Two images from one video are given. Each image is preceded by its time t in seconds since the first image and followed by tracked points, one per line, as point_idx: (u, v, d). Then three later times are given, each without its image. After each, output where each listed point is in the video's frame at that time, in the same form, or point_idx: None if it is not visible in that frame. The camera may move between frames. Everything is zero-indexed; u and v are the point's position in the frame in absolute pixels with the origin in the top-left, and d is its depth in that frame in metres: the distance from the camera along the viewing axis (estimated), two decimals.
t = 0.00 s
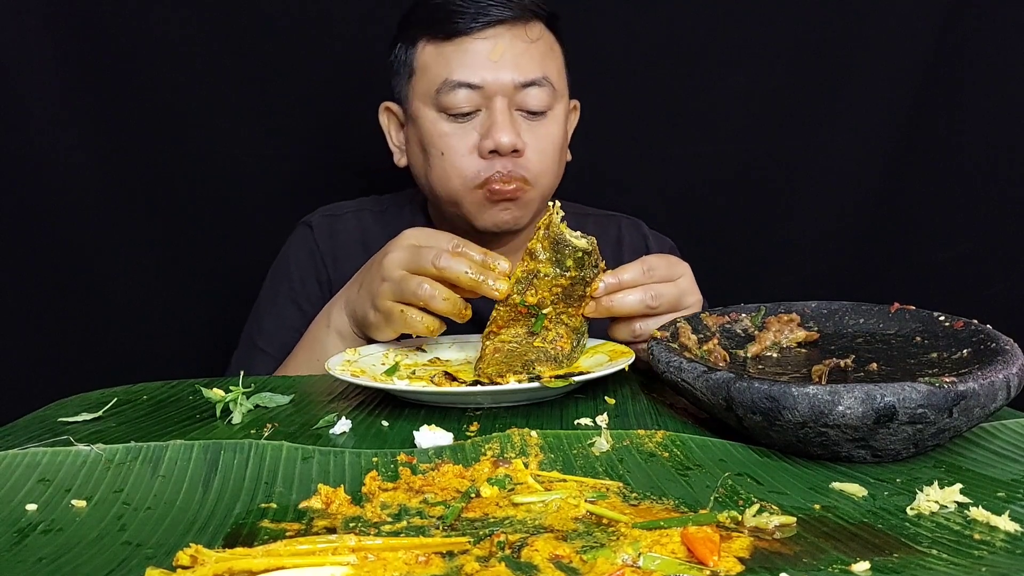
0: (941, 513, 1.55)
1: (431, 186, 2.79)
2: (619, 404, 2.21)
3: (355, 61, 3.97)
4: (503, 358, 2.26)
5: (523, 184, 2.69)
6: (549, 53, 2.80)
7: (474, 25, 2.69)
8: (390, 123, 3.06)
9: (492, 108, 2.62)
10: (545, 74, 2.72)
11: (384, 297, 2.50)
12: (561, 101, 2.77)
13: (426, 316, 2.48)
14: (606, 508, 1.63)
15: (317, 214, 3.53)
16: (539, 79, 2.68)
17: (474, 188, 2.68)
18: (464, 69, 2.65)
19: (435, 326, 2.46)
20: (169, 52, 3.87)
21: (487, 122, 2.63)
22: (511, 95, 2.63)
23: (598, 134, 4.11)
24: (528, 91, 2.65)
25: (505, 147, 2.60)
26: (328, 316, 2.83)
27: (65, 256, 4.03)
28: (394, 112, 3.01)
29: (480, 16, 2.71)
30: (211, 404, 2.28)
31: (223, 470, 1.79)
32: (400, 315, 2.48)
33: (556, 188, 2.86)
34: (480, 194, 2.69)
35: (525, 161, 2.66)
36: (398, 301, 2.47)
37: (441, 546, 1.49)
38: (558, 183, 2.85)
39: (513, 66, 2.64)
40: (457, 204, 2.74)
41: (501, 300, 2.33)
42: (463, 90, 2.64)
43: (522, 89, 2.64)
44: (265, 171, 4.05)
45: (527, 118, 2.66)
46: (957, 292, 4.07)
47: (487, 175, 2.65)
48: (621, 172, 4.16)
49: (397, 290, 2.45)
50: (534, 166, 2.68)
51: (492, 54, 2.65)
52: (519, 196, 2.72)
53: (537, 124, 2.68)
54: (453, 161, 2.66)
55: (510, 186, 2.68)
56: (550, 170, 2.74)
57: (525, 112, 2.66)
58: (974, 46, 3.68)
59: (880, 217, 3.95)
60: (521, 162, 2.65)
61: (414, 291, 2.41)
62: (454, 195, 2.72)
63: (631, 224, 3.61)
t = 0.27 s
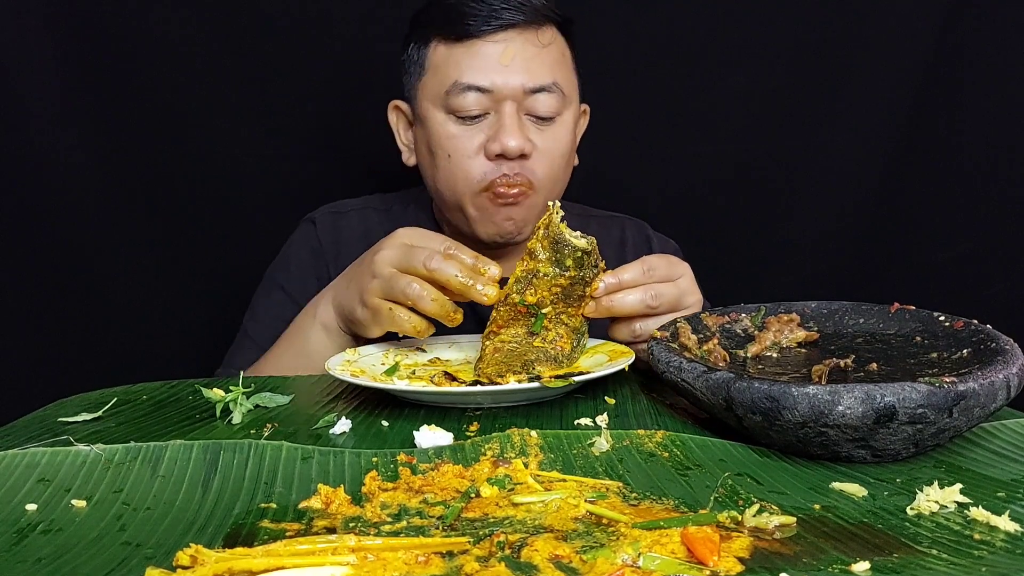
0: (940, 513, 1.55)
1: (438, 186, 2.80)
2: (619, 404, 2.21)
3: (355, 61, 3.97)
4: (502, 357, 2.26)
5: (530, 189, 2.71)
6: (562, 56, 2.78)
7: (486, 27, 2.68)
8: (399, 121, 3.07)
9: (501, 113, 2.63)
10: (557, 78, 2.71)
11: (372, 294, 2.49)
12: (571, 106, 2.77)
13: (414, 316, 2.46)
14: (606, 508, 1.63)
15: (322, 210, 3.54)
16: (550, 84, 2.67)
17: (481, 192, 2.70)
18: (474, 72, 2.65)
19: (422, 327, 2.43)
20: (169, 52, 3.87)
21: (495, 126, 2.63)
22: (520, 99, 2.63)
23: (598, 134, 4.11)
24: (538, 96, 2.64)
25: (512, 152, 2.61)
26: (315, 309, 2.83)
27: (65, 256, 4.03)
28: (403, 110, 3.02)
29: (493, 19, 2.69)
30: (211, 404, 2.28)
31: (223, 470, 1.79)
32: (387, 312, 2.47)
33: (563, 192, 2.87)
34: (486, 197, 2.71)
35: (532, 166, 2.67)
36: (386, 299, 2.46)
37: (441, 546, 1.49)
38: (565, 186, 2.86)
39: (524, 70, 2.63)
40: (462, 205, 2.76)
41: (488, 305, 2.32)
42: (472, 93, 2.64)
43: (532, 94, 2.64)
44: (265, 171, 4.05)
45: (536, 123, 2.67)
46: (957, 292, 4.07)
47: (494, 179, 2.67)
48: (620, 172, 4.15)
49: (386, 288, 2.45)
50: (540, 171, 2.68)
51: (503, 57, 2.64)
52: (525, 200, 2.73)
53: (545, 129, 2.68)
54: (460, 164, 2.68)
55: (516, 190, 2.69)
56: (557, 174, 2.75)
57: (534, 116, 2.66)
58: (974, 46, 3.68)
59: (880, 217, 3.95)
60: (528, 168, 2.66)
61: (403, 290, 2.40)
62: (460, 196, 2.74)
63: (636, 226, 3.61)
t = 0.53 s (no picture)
0: (941, 513, 1.55)
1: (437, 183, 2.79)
2: (619, 404, 2.21)
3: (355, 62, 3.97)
4: (502, 356, 2.25)
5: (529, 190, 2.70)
6: (569, 59, 2.78)
7: (494, 27, 2.69)
8: (405, 116, 3.06)
9: (505, 112, 2.61)
10: (562, 81, 2.70)
11: (348, 277, 2.47)
12: (576, 109, 2.76)
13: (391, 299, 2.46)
14: (606, 508, 1.63)
15: (325, 203, 3.56)
16: (556, 86, 2.67)
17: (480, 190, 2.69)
18: (480, 71, 2.64)
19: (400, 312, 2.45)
20: (169, 52, 3.87)
21: (498, 125, 2.62)
22: (525, 100, 2.62)
23: (598, 134, 4.11)
24: (543, 98, 2.63)
25: (514, 152, 2.60)
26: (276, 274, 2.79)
27: (65, 256, 4.03)
28: (408, 106, 3.02)
29: (501, 19, 2.70)
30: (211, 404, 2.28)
31: (222, 471, 1.79)
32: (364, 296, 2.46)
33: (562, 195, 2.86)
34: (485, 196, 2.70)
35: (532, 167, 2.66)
36: (363, 284, 2.45)
37: (441, 546, 1.49)
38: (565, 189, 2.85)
39: (530, 71, 2.63)
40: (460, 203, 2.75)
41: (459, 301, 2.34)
42: (477, 91, 2.63)
43: (537, 95, 2.63)
44: (265, 171, 4.05)
45: (539, 125, 2.66)
46: (957, 292, 4.07)
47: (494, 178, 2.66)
48: (620, 172, 4.16)
49: (363, 274, 2.44)
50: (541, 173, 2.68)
51: (510, 57, 2.64)
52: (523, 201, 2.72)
53: (548, 131, 2.68)
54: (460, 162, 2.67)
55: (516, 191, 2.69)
56: (557, 176, 2.74)
57: (538, 118, 2.65)
58: (974, 46, 3.68)
59: (880, 217, 3.95)
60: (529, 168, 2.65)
61: (383, 277, 2.40)
62: (458, 194, 2.73)
63: (639, 228, 3.61)
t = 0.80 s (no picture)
0: (941, 513, 1.55)
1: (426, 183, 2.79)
2: (619, 404, 2.21)
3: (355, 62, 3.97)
4: (501, 356, 2.26)
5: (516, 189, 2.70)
6: (557, 58, 2.78)
7: (480, 25, 2.69)
8: (396, 116, 3.07)
9: (490, 111, 2.61)
10: (550, 79, 2.70)
11: (365, 277, 2.45)
12: (565, 108, 2.76)
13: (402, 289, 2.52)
14: (606, 508, 1.63)
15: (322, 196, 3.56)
16: (542, 84, 2.67)
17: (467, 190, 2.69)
18: (465, 69, 2.64)
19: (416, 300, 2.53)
20: (169, 52, 3.87)
21: (483, 124, 2.61)
22: (510, 98, 2.62)
23: (598, 134, 4.11)
24: (529, 96, 2.63)
25: (498, 150, 2.59)
26: (271, 246, 2.67)
27: (65, 256, 4.03)
28: (400, 105, 3.02)
29: (489, 16, 2.70)
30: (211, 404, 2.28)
31: (222, 470, 1.79)
32: (386, 296, 2.48)
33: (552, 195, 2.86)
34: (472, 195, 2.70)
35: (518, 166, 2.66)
36: (382, 282, 2.46)
37: (441, 546, 1.49)
38: (556, 189, 2.85)
39: (516, 69, 2.63)
40: (449, 202, 2.75)
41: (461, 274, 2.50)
42: (462, 89, 2.63)
43: (523, 93, 2.63)
44: (265, 172, 4.05)
45: (525, 123, 2.66)
46: (957, 292, 4.07)
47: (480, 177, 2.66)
48: (621, 172, 4.16)
49: (384, 274, 2.44)
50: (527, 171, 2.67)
51: (495, 55, 2.63)
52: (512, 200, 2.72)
53: (534, 130, 2.67)
54: (446, 162, 2.66)
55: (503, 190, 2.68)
56: (545, 176, 2.73)
57: (524, 116, 2.65)
58: (974, 46, 3.69)
59: (880, 218, 3.95)
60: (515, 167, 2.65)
61: (411, 278, 2.43)
62: (445, 193, 2.72)
63: (636, 227, 3.61)
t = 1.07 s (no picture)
0: (941, 513, 1.55)
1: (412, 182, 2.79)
2: (619, 404, 2.20)
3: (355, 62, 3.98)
4: (502, 356, 2.26)
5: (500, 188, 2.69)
6: (543, 56, 2.77)
7: (465, 23, 2.69)
8: (387, 117, 3.06)
9: (473, 110, 2.60)
10: (535, 78, 2.69)
11: (389, 261, 2.45)
12: (551, 106, 2.75)
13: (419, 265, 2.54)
14: (606, 508, 1.63)
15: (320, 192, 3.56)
16: (526, 83, 2.66)
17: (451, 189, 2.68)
18: (449, 68, 2.64)
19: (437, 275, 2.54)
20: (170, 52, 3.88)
21: (465, 123, 2.61)
22: (494, 97, 2.62)
23: (599, 134, 4.11)
24: (512, 94, 2.63)
25: (480, 150, 2.59)
26: (274, 228, 2.56)
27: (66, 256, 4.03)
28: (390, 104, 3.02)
29: (474, 14, 2.70)
30: (211, 404, 2.28)
31: (222, 471, 1.79)
32: (411, 277, 2.49)
33: (538, 193, 2.85)
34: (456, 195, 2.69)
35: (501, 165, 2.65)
36: (406, 264, 2.46)
37: (441, 546, 1.49)
38: (542, 188, 2.84)
39: (499, 67, 2.62)
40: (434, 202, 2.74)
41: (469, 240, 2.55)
42: (444, 88, 2.62)
43: (507, 92, 2.63)
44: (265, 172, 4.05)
45: (508, 122, 2.65)
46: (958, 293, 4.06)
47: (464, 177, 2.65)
48: (621, 172, 4.16)
49: (409, 257, 2.44)
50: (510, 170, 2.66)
51: (478, 54, 2.63)
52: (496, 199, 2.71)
53: (518, 129, 2.66)
54: (430, 162, 2.66)
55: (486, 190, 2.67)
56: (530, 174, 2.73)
57: (508, 115, 2.64)
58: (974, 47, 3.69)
59: (880, 217, 3.94)
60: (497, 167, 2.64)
61: (438, 258, 2.44)
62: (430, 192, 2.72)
63: (632, 225, 3.61)
